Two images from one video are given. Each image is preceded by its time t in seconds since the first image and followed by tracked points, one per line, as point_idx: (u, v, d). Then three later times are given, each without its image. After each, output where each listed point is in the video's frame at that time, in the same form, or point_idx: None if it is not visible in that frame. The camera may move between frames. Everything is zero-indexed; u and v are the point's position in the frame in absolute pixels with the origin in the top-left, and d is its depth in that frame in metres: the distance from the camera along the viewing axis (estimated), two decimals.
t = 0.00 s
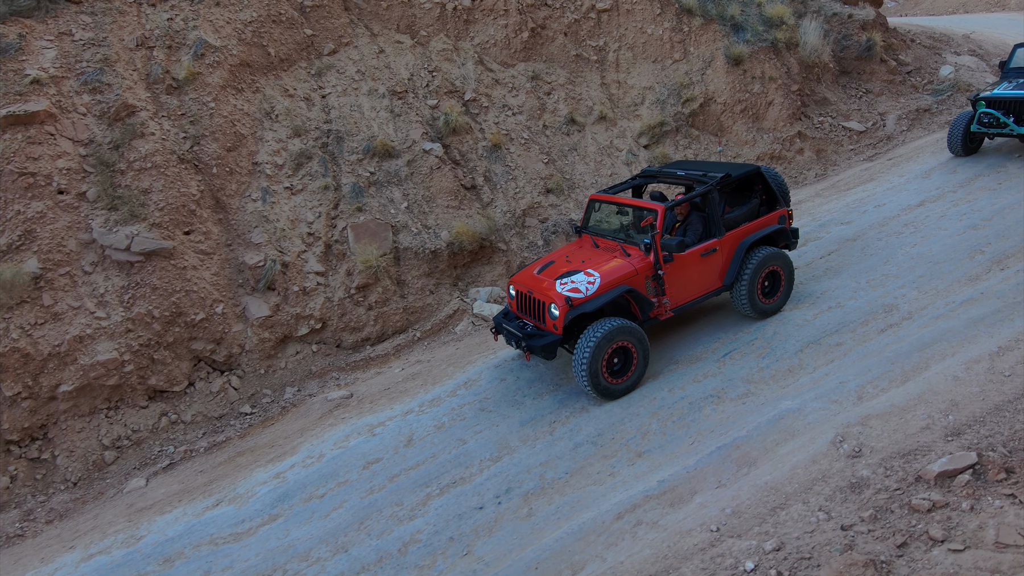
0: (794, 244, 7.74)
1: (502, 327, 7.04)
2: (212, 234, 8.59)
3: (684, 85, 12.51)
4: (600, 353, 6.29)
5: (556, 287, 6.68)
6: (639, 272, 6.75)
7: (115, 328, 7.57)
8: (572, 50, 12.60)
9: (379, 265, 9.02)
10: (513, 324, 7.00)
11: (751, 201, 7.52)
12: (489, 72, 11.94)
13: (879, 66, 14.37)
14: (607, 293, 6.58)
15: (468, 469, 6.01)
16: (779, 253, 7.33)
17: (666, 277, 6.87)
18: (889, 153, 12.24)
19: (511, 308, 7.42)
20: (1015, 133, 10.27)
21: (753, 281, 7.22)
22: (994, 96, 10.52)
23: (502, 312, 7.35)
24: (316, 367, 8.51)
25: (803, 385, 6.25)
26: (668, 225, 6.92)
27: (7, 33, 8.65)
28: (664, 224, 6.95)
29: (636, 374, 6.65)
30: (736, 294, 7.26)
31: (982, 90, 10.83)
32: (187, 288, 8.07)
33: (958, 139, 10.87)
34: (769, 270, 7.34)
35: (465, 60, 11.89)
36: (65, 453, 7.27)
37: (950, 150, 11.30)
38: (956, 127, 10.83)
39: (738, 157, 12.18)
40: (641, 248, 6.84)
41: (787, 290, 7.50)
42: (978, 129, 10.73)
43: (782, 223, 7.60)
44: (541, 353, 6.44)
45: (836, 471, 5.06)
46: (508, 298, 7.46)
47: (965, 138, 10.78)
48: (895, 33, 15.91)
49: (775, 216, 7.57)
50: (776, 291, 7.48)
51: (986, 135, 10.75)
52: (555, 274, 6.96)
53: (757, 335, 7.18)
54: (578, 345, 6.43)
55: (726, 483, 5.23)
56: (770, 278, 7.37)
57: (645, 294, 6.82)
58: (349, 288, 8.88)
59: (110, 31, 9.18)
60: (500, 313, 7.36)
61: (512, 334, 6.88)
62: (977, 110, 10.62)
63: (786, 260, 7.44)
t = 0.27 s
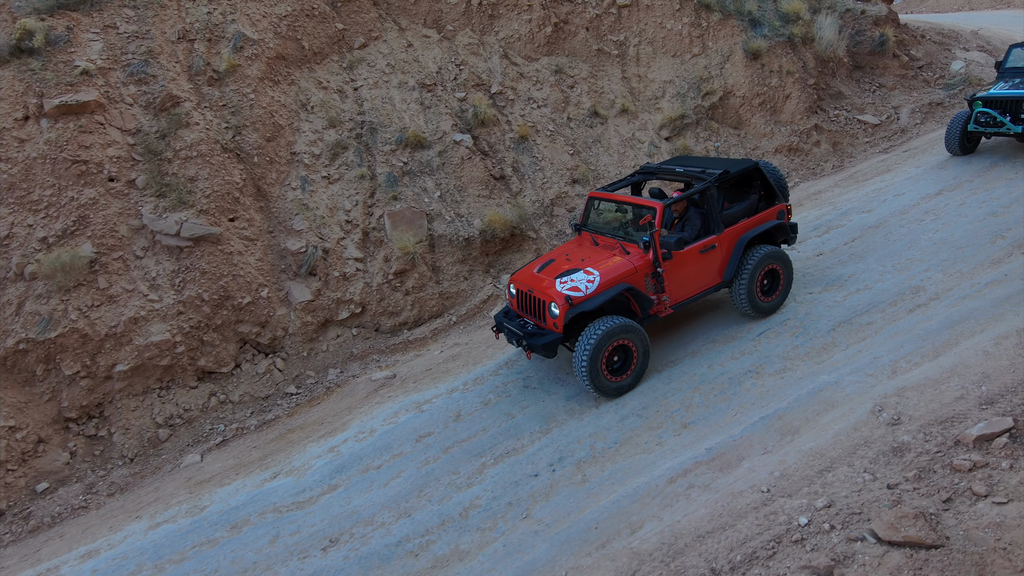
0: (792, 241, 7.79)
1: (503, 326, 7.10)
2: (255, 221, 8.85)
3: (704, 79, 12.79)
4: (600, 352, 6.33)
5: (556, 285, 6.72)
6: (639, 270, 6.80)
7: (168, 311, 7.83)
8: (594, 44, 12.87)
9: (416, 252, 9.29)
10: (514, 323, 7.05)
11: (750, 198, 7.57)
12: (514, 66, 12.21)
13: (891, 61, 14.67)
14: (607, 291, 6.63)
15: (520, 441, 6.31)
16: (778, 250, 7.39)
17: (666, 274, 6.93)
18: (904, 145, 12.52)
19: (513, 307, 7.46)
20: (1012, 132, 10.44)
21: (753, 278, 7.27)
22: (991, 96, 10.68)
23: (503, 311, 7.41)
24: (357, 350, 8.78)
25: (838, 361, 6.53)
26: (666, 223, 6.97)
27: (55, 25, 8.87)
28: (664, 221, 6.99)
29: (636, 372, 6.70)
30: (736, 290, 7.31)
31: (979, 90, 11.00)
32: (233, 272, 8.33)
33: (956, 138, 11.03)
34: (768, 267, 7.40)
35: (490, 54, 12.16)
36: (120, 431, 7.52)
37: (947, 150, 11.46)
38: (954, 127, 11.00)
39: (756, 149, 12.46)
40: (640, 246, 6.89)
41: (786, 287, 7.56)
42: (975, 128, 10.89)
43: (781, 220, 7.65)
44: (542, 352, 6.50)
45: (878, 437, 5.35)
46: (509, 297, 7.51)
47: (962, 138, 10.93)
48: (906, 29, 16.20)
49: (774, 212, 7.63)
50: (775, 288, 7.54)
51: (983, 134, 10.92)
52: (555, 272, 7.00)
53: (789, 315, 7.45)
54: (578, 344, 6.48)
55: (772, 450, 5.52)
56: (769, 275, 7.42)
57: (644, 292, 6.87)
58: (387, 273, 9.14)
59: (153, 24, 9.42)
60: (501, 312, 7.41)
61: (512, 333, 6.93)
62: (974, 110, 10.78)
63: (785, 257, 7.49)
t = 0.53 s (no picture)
0: (790, 239, 7.88)
1: (504, 325, 7.12)
2: (295, 208, 9.11)
3: (722, 71, 13.04)
4: (601, 351, 6.37)
5: (557, 285, 6.76)
6: (640, 269, 6.85)
7: (216, 292, 8.10)
8: (615, 38, 13.12)
9: (450, 238, 9.55)
10: (515, 323, 7.08)
11: (748, 197, 7.63)
12: (537, 59, 12.46)
13: (904, 55, 14.93)
14: (608, 291, 6.68)
15: (567, 413, 6.60)
16: (776, 249, 7.47)
17: (666, 273, 6.99)
18: (919, 136, 12.79)
19: (513, 307, 7.48)
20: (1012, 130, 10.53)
21: (752, 277, 7.35)
22: (990, 94, 10.76)
23: (503, 310, 7.44)
24: (395, 332, 9.05)
25: (870, 337, 6.79)
26: (667, 222, 7.02)
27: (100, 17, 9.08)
28: (664, 221, 7.04)
29: (637, 371, 6.73)
30: (735, 289, 7.39)
31: (978, 89, 11.08)
32: (277, 256, 8.60)
33: (955, 137, 11.11)
34: (765, 266, 7.48)
35: (514, 46, 12.42)
36: (172, 407, 7.78)
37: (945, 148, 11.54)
38: (953, 125, 11.07)
39: (775, 140, 12.72)
40: (640, 245, 6.94)
41: (784, 285, 7.65)
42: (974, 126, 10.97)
43: (779, 219, 7.74)
44: (544, 351, 6.54)
45: (914, 404, 5.62)
46: (509, 296, 7.54)
47: (962, 136, 11.01)
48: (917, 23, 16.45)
49: (772, 211, 7.70)
50: (773, 286, 7.63)
51: (982, 132, 11.01)
52: (556, 272, 7.03)
53: (819, 295, 7.70)
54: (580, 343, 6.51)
55: (813, 418, 5.79)
56: (767, 273, 7.51)
57: (645, 291, 6.93)
58: (423, 259, 9.41)
59: (192, 16, 9.65)
60: (501, 312, 7.43)
61: (513, 333, 6.97)
62: (973, 108, 10.85)
63: (783, 255, 7.57)
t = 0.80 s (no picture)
0: (789, 241, 7.88)
1: (502, 329, 7.17)
2: (332, 198, 9.37)
3: (740, 68, 13.32)
4: (598, 353, 6.41)
5: (554, 288, 6.81)
6: (637, 272, 6.88)
7: (261, 279, 8.36)
8: (634, 35, 13.40)
9: (482, 228, 9.81)
10: (513, 326, 7.14)
11: (746, 199, 7.65)
12: (560, 55, 12.74)
13: (916, 53, 15.21)
14: (606, 294, 6.72)
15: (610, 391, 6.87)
16: (775, 251, 7.48)
17: (664, 276, 7.02)
18: (933, 131, 13.06)
19: (512, 310, 7.54)
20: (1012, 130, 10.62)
21: (750, 279, 7.36)
22: (988, 96, 10.88)
23: (502, 313, 7.49)
24: (430, 319, 9.30)
25: (900, 319, 7.03)
26: (663, 226, 7.06)
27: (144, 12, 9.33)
28: (660, 224, 7.08)
29: (635, 372, 6.77)
30: (733, 291, 7.40)
31: (977, 91, 11.20)
32: (317, 244, 8.86)
33: (955, 139, 11.21)
34: (764, 268, 7.49)
35: (538, 43, 12.69)
36: (220, 389, 8.02)
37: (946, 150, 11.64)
38: (952, 127, 11.18)
39: (792, 135, 12.99)
40: (637, 248, 6.97)
41: (783, 287, 7.64)
42: (974, 128, 11.07)
43: (778, 221, 7.75)
44: (541, 354, 6.60)
45: (948, 378, 5.88)
46: (508, 300, 7.60)
47: (961, 138, 11.12)
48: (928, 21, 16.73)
49: (770, 213, 7.71)
50: (772, 288, 7.63)
51: (982, 134, 11.11)
52: (554, 275, 7.08)
53: (848, 280, 7.93)
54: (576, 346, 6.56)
55: (850, 392, 6.05)
56: (765, 276, 7.50)
57: (643, 294, 6.96)
58: (456, 248, 9.67)
59: (231, 12, 9.90)
60: (500, 315, 7.50)
61: (512, 335, 7.03)
62: (972, 110, 10.96)
63: (782, 257, 7.58)
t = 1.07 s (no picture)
0: (788, 242, 7.96)
1: (503, 327, 7.24)
2: (369, 187, 9.62)
3: (759, 62, 13.56)
4: (597, 352, 6.47)
5: (555, 287, 6.87)
6: (637, 271, 6.95)
7: (304, 263, 8.62)
8: (655, 30, 13.64)
9: (513, 217, 10.06)
10: (514, 324, 7.21)
11: (746, 200, 7.72)
12: (583, 50, 12.99)
13: (930, 48, 15.45)
14: (606, 293, 6.79)
15: (650, 370, 7.13)
16: (773, 251, 7.55)
17: (663, 275, 7.09)
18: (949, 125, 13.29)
19: (512, 308, 7.61)
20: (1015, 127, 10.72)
21: (749, 278, 7.43)
22: (991, 94, 10.99)
23: (502, 312, 7.56)
24: (465, 304, 9.53)
25: (929, 300, 7.27)
26: (664, 225, 7.12)
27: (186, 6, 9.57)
28: (661, 223, 7.14)
29: (634, 371, 6.83)
30: (732, 291, 7.47)
31: (980, 89, 11.31)
32: (357, 231, 9.12)
33: (959, 137, 11.29)
34: (763, 268, 7.56)
35: (562, 38, 12.93)
36: (266, 370, 8.27)
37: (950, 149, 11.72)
38: (956, 125, 11.26)
39: (811, 128, 13.23)
40: (637, 248, 7.04)
41: (781, 287, 7.72)
42: (977, 126, 11.16)
43: (776, 222, 7.83)
44: (541, 352, 6.67)
45: (980, 353, 6.12)
46: (509, 298, 7.67)
47: (965, 135, 11.18)
48: (941, 17, 16.95)
49: (769, 214, 7.78)
50: (771, 288, 7.69)
51: (985, 132, 11.20)
52: (555, 274, 7.15)
53: (875, 265, 8.17)
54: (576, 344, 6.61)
55: (885, 367, 6.29)
56: (764, 276, 7.58)
57: (642, 293, 7.02)
58: (489, 236, 9.93)
59: (268, 6, 10.14)
60: (501, 313, 7.57)
61: (512, 333, 7.10)
62: (975, 108, 11.06)
63: (781, 258, 7.65)
